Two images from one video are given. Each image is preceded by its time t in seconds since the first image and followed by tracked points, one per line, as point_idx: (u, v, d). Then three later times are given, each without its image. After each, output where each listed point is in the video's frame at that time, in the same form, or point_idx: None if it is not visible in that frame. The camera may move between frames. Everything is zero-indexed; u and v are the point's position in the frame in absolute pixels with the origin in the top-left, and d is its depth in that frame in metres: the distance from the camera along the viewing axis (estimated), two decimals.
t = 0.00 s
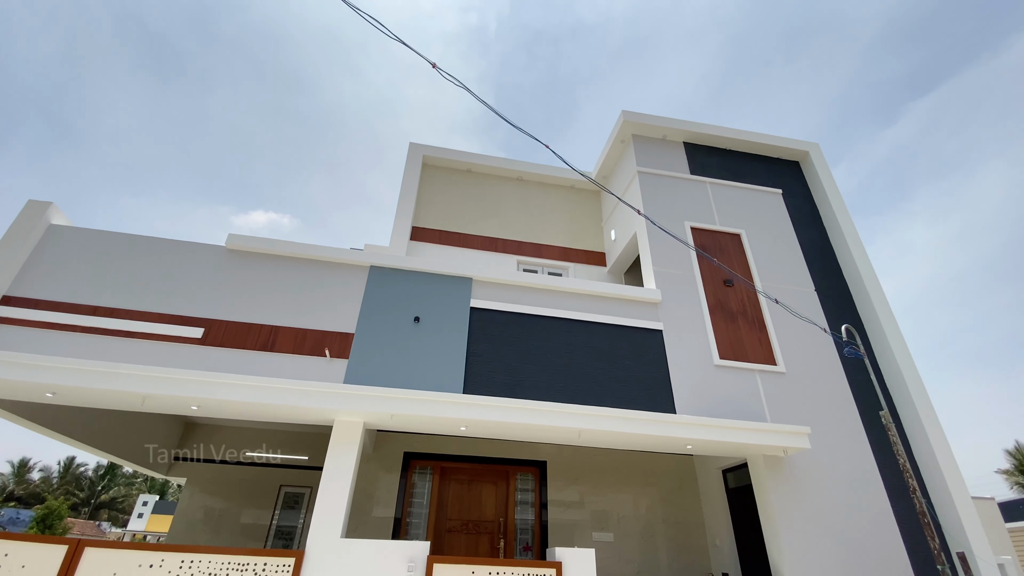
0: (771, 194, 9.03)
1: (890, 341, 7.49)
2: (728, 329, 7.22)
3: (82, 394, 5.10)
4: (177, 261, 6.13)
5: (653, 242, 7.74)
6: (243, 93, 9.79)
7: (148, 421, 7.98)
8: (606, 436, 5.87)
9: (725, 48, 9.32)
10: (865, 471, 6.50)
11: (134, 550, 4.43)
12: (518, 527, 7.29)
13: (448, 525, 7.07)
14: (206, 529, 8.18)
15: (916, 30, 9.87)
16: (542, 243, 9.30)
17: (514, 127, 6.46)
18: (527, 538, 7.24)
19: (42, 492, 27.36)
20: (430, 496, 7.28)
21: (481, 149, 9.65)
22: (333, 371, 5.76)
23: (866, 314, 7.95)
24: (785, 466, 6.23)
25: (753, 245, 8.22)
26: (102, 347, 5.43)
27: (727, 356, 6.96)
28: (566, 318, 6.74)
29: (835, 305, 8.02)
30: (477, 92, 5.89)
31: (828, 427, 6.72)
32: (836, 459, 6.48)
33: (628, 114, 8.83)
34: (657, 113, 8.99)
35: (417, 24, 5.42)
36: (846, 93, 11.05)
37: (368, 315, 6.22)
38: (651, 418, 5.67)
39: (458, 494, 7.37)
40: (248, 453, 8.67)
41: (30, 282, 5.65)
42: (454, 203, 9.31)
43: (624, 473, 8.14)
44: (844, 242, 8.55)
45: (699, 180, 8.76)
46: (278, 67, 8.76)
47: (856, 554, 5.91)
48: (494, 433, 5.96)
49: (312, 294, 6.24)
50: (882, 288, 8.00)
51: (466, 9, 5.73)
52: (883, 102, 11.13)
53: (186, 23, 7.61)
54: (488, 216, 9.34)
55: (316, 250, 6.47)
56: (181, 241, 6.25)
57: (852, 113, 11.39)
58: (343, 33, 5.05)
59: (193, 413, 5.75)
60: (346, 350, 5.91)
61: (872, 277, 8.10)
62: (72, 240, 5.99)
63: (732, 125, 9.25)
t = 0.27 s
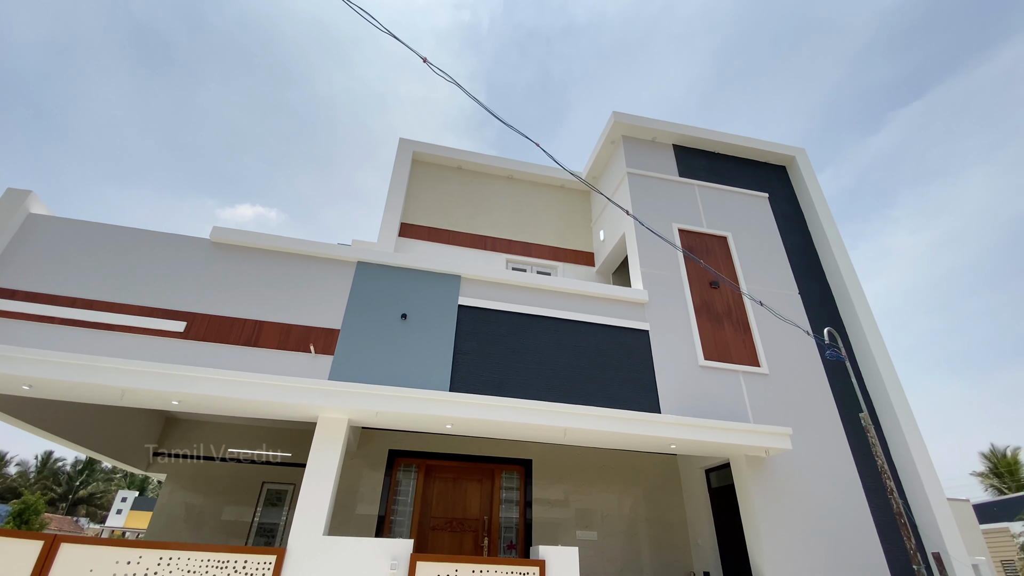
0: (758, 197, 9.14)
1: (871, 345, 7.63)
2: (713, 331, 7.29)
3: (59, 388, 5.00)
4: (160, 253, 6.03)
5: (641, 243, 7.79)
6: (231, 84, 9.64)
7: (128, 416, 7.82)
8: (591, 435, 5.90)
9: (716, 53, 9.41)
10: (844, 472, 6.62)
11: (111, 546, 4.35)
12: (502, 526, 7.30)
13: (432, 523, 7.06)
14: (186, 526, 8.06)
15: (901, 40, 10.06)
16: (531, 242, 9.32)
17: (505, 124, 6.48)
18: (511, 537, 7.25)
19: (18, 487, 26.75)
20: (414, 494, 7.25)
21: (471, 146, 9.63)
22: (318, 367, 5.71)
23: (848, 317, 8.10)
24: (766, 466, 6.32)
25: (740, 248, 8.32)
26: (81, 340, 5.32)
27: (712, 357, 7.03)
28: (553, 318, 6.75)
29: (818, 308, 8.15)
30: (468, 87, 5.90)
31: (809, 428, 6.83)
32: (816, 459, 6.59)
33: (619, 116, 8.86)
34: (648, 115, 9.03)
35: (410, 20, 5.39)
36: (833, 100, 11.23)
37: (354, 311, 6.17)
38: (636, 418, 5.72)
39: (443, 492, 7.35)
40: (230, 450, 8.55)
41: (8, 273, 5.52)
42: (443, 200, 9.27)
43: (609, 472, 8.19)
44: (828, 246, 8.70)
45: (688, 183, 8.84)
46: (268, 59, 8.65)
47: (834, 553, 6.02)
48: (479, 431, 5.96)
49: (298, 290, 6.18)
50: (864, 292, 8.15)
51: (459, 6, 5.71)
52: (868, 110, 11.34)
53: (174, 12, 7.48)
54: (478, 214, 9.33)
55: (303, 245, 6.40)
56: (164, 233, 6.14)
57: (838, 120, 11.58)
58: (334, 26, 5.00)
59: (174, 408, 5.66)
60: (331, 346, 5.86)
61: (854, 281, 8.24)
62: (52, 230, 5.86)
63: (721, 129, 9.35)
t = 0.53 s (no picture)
0: (749, 199, 9.21)
1: (857, 346, 7.73)
2: (703, 331, 7.34)
3: (41, 381, 4.93)
4: (147, 246, 5.95)
5: (633, 242, 7.82)
6: (223, 77, 9.53)
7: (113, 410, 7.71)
8: (581, 433, 5.91)
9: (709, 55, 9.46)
10: (829, 471, 6.70)
11: (94, 542, 4.30)
12: (491, 523, 7.30)
13: (420, 520, 7.05)
14: (172, 522, 7.98)
15: (892, 46, 10.19)
16: (523, 240, 9.31)
17: (500, 121, 6.45)
18: (500, 534, 7.26)
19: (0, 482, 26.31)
20: (403, 491, 7.24)
21: (465, 143, 9.60)
22: (307, 364, 5.67)
23: (835, 319, 8.19)
24: (753, 466, 6.38)
25: (730, 248, 8.38)
26: (65, 333, 5.24)
27: (701, 357, 7.08)
28: (544, 316, 6.76)
29: (806, 309, 8.24)
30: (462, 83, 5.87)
31: (796, 428, 6.90)
32: (801, 458, 6.67)
33: (612, 115, 8.88)
34: (641, 115, 9.06)
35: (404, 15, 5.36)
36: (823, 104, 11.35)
37: (345, 307, 6.13)
38: (626, 416, 5.75)
39: (432, 489, 7.34)
40: (217, 446, 8.47)
41: None
42: (436, 196, 9.24)
43: (598, 470, 8.23)
44: (816, 248, 8.79)
45: (680, 183, 8.88)
46: (260, 52, 8.55)
47: (819, 552, 6.09)
48: (469, 429, 5.96)
49: (287, 285, 6.12)
50: (851, 294, 8.24)
51: (455, 2, 5.68)
52: (858, 114, 11.47)
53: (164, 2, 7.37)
54: (470, 211, 9.31)
55: (293, 239, 6.34)
56: (151, 226, 6.06)
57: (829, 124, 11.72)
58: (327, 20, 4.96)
59: (159, 403, 5.59)
60: (321, 342, 5.82)
61: (842, 283, 8.34)
62: (36, 221, 5.77)
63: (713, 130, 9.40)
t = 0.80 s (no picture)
0: (744, 197, 9.24)
1: (850, 345, 7.79)
2: (697, 328, 7.37)
3: (31, 376, 4.87)
4: (138, 240, 5.88)
5: (628, 240, 7.83)
6: (217, 70, 9.43)
7: (104, 404, 7.64)
8: (575, 430, 5.93)
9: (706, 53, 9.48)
10: (820, 468, 6.76)
11: (85, 538, 4.27)
12: (485, 519, 7.32)
13: (414, 516, 7.06)
14: (164, 518, 7.93)
15: (887, 47, 10.24)
16: (519, 237, 9.30)
17: (497, 117, 6.44)
18: (493, 530, 7.27)
19: None
20: (397, 488, 7.25)
21: (461, 139, 9.56)
22: (301, 359, 5.64)
23: (828, 317, 8.25)
24: (746, 463, 6.43)
25: (725, 247, 8.41)
26: (55, 327, 5.18)
27: (695, 354, 7.11)
28: (540, 313, 6.76)
29: (800, 308, 8.29)
30: (459, 78, 5.88)
31: (788, 425, 6.95)
32: (793, 456, 6.72)
33: (609, 112, 8.89)
34: (638, 112, 9.06)
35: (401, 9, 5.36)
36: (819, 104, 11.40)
37: (339, 302, 6.10)
38: (620, 413, 5.77)
39: (426, 485, 7.35)
40: (210, 441, 8.42)
41: None
42: (431, 192, 9.20)
43: (592, 466, 8.26)
44: (810, 247, 8.84)
45: (675, 181, 8.89)
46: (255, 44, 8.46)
47: (809, 548, 6.15)
48: (463, 425, 5.96)
49: (281, 280, 6.08)
50: (844, 293, 8.30)
51: None
52: (852, 114, 11.54)
53: None
54: (466, 208, 9.28)
55: (287, 234, 6.29)
56: (143, 219, 6.00)
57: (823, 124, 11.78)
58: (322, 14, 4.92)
59: (151, 398, 5.55)
60: (315, 338, 5.80)
61: (835, 282, 8.40)
62: (26, 213, 5.69)
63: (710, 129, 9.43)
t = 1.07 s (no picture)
0: (742, 193, 9.24)
1: (846, 340, 7.82)
2: (694, 324, 7.38)
3: (26, 369, 4.85)
4: (135, 233, 5.85)
5: (626, 235, 7.83)
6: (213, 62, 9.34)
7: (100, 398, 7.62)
8: (572, 424, 5.95)
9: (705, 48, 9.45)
10: (815, 462, 6.80)
11: (81, 531, 4.27)
12: (482, 513, 7.35)
13: (412, 510, 7.09)
14: (161, 511, 7.94)
15: (886, 43, 10.23)
16: (517, 232, 9.28)
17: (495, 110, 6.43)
18: (490, 524, 7.31)
19: None
20: (394, 482, 7.27)
21: (459, 133, 9.52)
22: (298, 353, 5.63)
23: (825, 313, 8.27)
24: (742, 457, 6.46)
25: (723, 242, 8.42)
26: (50, 320, 5.15)
27: (692, 350, 7.13)
28: (537, 308, 6.75)
29: (796, 303, 8.31)
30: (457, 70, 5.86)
31: (784, 421, 6.99)
32: (789, 451, 6.76)
33: (607, 106, 8.89)
34: (636, 107, 9.04)
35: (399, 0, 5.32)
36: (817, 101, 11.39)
37: (336, 296, 6.08)
38: (617, 408, 5.79)
39: (423, 479, 7.37)
40: (206, 435, 8.41)
41: None
42: (429, 186, 9.17)
43: (588, 461, 8.29)
44: (808, 243, 8.85)
45: (674, 176, 8.88)
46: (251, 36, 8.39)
47: (804, 542, 6.20)
48: (461, 420, 5.96)
49: (278, 274, 6.06)
50: (841, 289, 8.32)
51: None
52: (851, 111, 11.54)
53: None
54: (464, 202, 9.25)
55: (284, 227, 6.26)
56: (138, 212, 5.96)
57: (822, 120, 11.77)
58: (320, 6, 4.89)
59: (147, 392, 5.53)
60: (312, 332, 5.78)
61: (832, 278, 8.42)
62: (20, 205, 5.65)
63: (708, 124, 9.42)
